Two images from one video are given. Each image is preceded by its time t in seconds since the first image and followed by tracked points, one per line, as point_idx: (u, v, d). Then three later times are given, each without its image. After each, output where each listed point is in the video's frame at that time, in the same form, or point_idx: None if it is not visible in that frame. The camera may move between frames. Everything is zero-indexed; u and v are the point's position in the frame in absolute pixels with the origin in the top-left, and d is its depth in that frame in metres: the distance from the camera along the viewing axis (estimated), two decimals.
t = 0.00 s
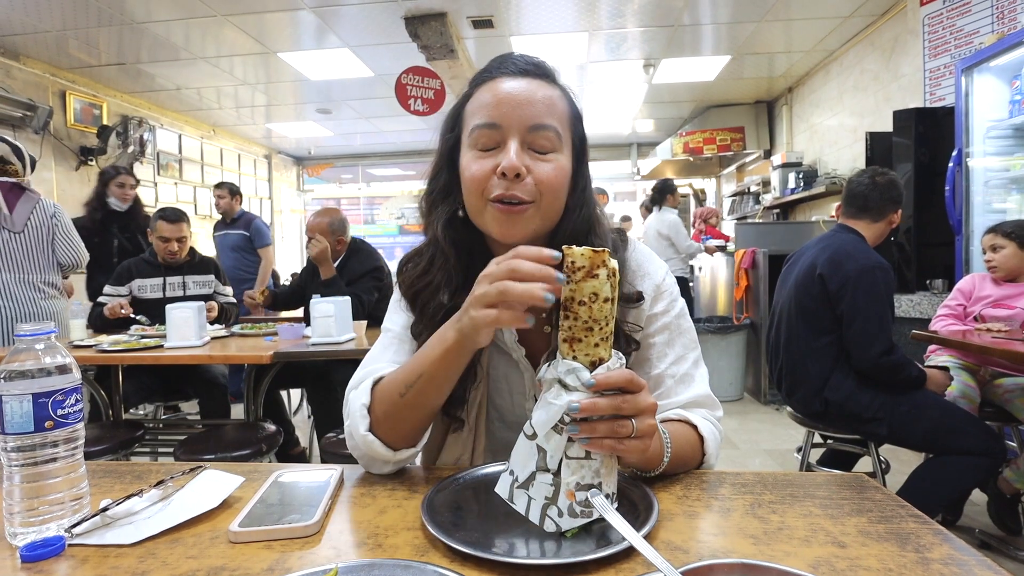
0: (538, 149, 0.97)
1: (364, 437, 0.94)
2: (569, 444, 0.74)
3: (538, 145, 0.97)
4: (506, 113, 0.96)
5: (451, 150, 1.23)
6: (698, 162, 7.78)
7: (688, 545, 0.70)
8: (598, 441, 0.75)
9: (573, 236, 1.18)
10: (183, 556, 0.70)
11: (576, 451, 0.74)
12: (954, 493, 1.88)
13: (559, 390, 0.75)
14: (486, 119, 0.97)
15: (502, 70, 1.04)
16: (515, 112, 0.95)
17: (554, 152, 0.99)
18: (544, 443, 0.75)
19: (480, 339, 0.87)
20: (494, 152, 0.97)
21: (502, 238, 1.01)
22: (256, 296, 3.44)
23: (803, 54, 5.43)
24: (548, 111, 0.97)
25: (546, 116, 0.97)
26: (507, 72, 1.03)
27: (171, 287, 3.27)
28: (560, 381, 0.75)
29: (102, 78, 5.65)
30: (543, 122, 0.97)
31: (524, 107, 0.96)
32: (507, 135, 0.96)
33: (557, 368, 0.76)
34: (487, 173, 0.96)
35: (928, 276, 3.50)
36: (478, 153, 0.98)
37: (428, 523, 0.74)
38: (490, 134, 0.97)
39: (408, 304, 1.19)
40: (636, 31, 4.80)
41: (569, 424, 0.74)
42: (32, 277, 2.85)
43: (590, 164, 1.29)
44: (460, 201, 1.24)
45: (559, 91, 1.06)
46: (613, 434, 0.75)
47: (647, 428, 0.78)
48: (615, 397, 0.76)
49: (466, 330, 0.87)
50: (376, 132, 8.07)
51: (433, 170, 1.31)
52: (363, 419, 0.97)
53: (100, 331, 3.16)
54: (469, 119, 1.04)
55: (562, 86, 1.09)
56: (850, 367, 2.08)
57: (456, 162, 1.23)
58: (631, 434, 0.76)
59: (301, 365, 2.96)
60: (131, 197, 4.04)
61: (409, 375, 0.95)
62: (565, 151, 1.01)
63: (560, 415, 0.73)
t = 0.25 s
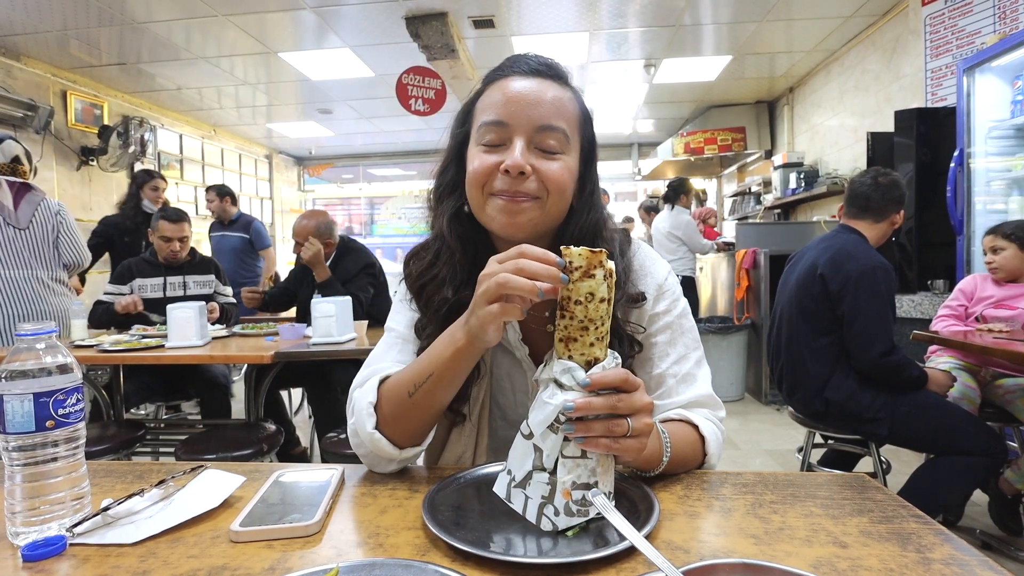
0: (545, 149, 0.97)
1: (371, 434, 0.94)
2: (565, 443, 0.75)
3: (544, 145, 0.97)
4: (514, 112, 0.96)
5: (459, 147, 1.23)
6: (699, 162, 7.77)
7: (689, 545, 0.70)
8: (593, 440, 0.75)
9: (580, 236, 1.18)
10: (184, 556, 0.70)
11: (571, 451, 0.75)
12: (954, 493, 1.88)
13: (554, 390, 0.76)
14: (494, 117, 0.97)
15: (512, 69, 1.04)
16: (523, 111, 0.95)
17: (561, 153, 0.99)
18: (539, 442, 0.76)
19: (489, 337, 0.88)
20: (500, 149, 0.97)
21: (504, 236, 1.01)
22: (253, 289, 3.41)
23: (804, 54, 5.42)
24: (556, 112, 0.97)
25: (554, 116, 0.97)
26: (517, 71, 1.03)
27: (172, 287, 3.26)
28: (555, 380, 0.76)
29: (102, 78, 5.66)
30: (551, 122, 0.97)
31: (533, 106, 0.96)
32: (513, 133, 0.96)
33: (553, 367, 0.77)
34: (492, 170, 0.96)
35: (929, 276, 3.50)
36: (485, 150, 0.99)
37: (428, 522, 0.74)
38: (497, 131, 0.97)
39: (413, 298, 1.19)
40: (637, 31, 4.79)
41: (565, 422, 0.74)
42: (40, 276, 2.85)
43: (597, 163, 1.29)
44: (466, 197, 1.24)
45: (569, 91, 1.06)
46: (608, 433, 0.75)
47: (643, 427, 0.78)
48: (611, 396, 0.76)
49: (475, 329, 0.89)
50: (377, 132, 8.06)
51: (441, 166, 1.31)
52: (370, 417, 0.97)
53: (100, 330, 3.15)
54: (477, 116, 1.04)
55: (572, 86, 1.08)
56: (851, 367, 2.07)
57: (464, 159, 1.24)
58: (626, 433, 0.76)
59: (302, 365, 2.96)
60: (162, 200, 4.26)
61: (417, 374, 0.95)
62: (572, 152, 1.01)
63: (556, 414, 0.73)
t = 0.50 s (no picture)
0: (551, 152, 0.97)
1: (373, 433, 0.94)
2: (564, 442, 0.75)
3: (551, 147, 0.97)
4: (520, 114, 0.95)
5: (462, 147, 1.23)
6: (700, 162, 7.77)
7: (690, 545, 0.70)
8: (593, 439, 0.75)
9: (584, 239, 1.18)
10: (185, 555, 0.70)
11: (571, 449, 0.75)
12: (955, 493, 1.88)
13: (553, 389, 0.76)
14: (501, 119, 0.97)
15: (517, 70, 1.04)
16: (530, 113, 0.95)
17: (567, 156, 0.99)
18: (539, 441, 0.76)
19: (491, 333, 0.89)
20: (506, 152, 0.98)
21: (510, 239, 1.02)
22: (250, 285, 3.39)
23: (805, 54, 5.42)
24: (563, 115, 0.97)
25: (561, 119, 0.97)
26: (524, 72, 1.03)
27: (173, 286, 3.27)
28: (554, 379, 0.76)
29: (103, 78, 5.66)
30: (558, 125, 0.97)
31: (540, 109, 0.96)
32: (520, 136, 0.97)
33: (552, 367, 0.77)
34: (499, 174, 0.96)
35: (930, 277, 3.49)
36: (491, 152, 0.99)
37: (429, 522, 0.74)
38: (504, 134, 0.97)
39: (415, 299, 1.19)
40: (638, 31, 4.79)
41: (564, 421, 0.74)
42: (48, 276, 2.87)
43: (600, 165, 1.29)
44: (468, 199, 1.24)
45: (575, 93, 1.05)
46: (607, 431, 0.75)
47: (642, 425, 0.78)
48: (609, 394, 0.76)
49: (478, 326, 0.89)
50: (378, 132, 8.06)
51: (443, 167, 1.31)
52: (372, 416, 0.97)
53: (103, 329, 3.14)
54: (483, 117, 1.04)
55: (577, 88, 1.08)
56: (852, 367, 2.07)
57: (467, 159, 1.23)
58: (625, 432, 0.76)
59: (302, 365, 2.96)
60: (177, 201, 4.44)
61: (420, 372, 0.96)
62: (578, 155, 1.01)
63: (554, 412, 0.74)
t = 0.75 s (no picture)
0: (556, 152, 0.97)
1: (373, 433, 0.94)
2: (562, 441, 0.75)
3: (556, 148, 0.97)
4: (525, 115, 0.95)
5: (462, 148, 1.23)
6: (700, 162, 7.76)
7: (693, 544, 0.70)
8: (591, 438, 0.75)
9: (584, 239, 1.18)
10: (187, 555, 0.70)
11: (569, 448, 0.75)
12: (957, 493, 1.88)
13: (551, 388, 0.76)
14: (506, 119, 0.96)
15: (519, 69, 1.04)
16: (535, 113, 0.95)
17: (571, 156, 0.99)
18: (537, 440, 0.76)
19: (491, 332, 0.89)
20: (511, 153, 0.97)
21: (516, 241, 1.02)
22: (248, 284, 3.38)
23: (805, 53, 5.41)
24: (567, 116, 0.97)
25: (565, 120, 0.97)
26: (527, 72, 1.02)
27: (176, 286, 3.28)
28: (553, 378, 0.76)
29: (103, 78, 5.66)
30: (563, 126, 0.97)
31: (545, 109, 0.95)
32: (526, 137, 0.96)
33: (550, 366, 0.77)
34: (505, 175, 0.96)
35: (931, 276, 3.49)
36: (495, 153, 0.98)
37: (430, 521, 0.74)
38: (509, 134, 0.97)
39: (414, 300, 1.18)
40: (639, 31, 4.79)
41: (562, 421, 0.74)
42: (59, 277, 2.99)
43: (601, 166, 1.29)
44: (468, 200, 1.24)
45: (577, 93, 1.05)
46: (605, 430, 0.75)
47: (641, 425, 0.78)
48: (607, 394, 0.76)
49: (479, 324, 0.89)
50: (378, 132, 8.06)
51: (443, 167, 1.31)
52: (372, 416, 0.97)
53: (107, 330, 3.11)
54: (485, 117, 1.03)
55: (579, 88, 1.08)
56: (853, 367, 2.07)
57: (467, 160, 1.23)
58: (624, 431, 0.76)
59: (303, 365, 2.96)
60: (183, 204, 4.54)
61: (420, 372, 0.96)
62: (582, 156, 1.01)
63: (553, 412, 0.74)
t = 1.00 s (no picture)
0: (552, 154, 0.97)
1: (372, 435, 0.94)
2: (563, 441, 0.75)
3: (551, 149, 0.97)
4: (521, 116, 0.95)
5: (462, 148, 1.23)
6: (700, 163, 7.76)
7: (692, 545, 0.70)
8: (591, 439, 0.75)
9: (584, 240, 1.18)
10: (187, 556, 0.70)
11: (569, 448, 0.75)
12: (957, 493, 1.88)
13: (551, 387, 0.76)
14: (502, 120, 0.97)
15: (517, 72, 1.04)
16: (530, 115, 0.95)
17: (567, 157, 0.99)
18: (538, 440, 0.76)
19: (491, 332, 0.89)
20: (507, 153, 0.98)
21: (511, 242, 1.02)
22: (248, 284, 3.25)
23: (805, 54, 5.42)
24: (563, 117, 0.97)
25: (561, 121, 0.97)
26: (524, 74, 1.03)
27: (176, 287, 3.28)
28: (553, 379, 0.76)
29: (103, 78, 5.66)
30: (558, 127, 0.97)
31: (541, 111, 0.96)
32: (521, 138, 0.97)
33: (551, 366, 0.77)
34: (501, 175, 0.96)
35: (931, 277, 3.49)
36: (491, 154, 0.98)
37: (430, 522, 0.74)
38: (505, 135, 0.97)
39: (413, 300, 1.18)
40: (639, 31, 4.79)
41: (563, 421, 0.74)
42: (74, 277, 3.01)
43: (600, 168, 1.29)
44: (468, 201, 1.24)
45: (575, 94, 1.05)
46: (605, 430, 0.75)
47: (641, 425, 0.78)
48: (607, 394, 0.76)
49: (478, 324, 0.89)
50: (378, 132, 8.07)
51: (443, 168, 1.31)
52: (371, 418, 0.97)
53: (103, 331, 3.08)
54: (483, 119, 1.04)
55: (578, 89, 1.08)
56: (853, 367, 2.07)
57: (466, 161, 1.24)
58: (624, 431, 0.76)
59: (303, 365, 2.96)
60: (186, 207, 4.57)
61: (419, 372, 0.96)
62: (579, 157, 1.01)
63: (553, 411, 0.74)
